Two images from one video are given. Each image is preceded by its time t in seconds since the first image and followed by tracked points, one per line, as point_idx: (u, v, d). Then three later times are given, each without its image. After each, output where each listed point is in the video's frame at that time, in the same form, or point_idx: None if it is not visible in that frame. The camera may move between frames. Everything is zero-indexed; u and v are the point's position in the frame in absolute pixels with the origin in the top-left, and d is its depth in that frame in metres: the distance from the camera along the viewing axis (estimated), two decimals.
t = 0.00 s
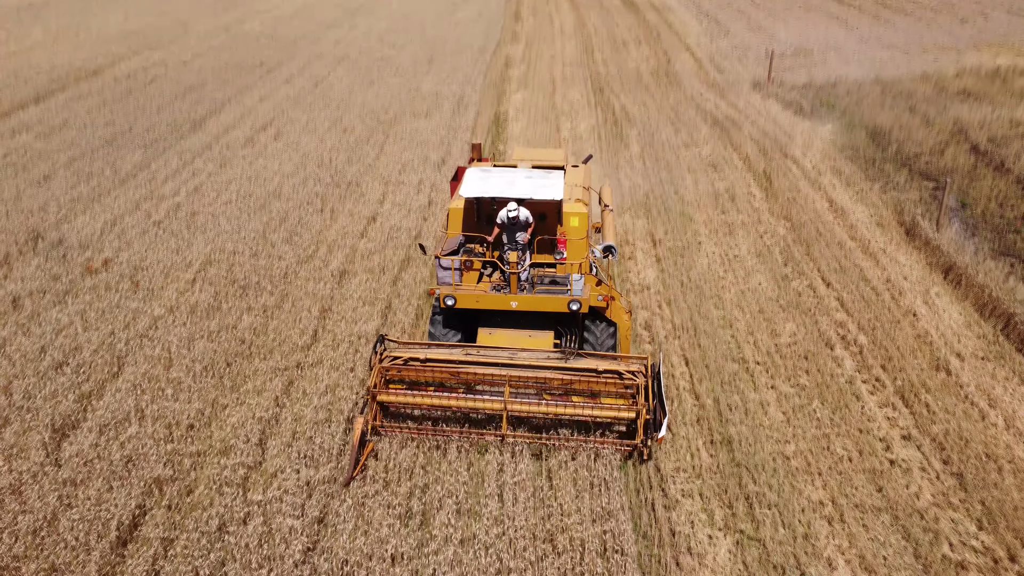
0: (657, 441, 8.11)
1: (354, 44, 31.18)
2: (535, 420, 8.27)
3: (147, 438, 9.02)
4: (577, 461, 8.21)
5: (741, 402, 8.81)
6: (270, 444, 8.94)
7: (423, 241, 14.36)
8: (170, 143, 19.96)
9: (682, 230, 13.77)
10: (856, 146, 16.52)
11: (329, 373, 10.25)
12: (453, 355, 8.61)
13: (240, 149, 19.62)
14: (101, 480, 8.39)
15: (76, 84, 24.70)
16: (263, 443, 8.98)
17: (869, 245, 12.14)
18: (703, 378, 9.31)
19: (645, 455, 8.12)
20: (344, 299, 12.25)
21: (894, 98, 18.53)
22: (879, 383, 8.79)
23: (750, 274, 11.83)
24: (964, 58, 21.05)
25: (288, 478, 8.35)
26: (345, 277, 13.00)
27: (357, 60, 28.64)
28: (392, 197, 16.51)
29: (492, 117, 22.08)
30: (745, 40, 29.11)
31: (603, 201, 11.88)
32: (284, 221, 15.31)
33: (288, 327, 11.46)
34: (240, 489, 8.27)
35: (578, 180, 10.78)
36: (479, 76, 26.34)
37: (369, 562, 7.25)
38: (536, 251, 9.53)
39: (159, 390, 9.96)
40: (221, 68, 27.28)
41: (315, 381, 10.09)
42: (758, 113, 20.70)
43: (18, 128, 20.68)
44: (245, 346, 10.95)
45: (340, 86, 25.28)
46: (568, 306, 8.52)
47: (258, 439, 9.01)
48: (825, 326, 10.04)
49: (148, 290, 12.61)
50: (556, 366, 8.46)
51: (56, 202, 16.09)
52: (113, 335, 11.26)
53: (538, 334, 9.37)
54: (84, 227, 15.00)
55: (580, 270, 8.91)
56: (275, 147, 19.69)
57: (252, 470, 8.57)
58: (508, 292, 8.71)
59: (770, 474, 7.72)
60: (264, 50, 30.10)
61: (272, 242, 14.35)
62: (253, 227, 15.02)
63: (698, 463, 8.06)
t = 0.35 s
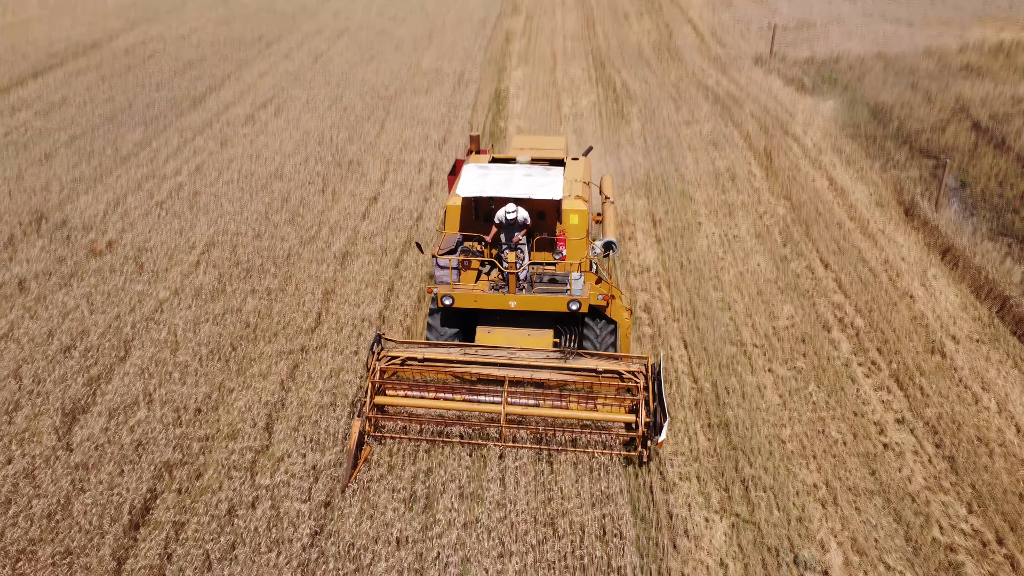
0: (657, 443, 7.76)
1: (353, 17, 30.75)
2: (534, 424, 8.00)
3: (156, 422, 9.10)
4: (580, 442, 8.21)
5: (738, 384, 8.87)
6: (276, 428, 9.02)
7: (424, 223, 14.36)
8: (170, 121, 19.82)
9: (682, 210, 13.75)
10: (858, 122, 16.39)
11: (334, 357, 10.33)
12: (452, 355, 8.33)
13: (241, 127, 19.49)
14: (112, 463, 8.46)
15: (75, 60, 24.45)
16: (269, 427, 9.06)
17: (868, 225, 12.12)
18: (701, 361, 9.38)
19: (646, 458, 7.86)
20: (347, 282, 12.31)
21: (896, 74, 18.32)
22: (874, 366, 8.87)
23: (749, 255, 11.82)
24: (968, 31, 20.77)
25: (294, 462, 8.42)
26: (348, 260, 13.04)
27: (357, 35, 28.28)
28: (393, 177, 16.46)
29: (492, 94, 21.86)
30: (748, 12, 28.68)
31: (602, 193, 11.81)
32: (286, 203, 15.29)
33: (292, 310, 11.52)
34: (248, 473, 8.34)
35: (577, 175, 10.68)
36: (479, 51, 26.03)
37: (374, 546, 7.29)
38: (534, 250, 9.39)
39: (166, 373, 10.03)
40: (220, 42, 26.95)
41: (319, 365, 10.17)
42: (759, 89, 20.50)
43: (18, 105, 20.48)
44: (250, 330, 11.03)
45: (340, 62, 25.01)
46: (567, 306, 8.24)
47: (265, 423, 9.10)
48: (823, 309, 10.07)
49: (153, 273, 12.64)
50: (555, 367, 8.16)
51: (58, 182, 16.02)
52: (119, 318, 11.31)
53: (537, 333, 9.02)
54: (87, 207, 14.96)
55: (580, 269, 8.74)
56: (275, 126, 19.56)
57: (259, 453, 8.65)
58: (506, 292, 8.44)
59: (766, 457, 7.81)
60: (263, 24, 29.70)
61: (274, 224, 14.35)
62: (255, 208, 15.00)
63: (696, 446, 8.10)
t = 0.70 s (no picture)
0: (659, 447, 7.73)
1: None
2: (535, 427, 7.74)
3: (166, 406, 9.07)
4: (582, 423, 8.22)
5: (737, 367, 8.92)
6: (283, 411, 9.03)
7: (427, 203, 14.29)
8: (171, 97, 19.56)
9: (683, 190, 13.68)
10: (860, 99, 16.24)
11: (339, 341, 10.35)
12: (451, 354, 8.03)
13: (242, 104, 19.26)
14: (123, 447, 8.42)
15: (72, 34, 24.06)
16: (277, 410, 9.06)
17: (868, 205, 12.09)
18: (700, 344, 9.41)
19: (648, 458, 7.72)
20: (351, 265, 12.24)
21: (899, 49, 18.09)
22: (871, 348, 8.93)
23: (749, 236, 11.78)
24: (972, 4, 20.50)
25: (302, 446, 8.43)
26: (351, 241, 12.96)
27: (357, 8, 27.82)
28: (395, 156, 16.33)
29: (493, 70, 21.58)
30: None
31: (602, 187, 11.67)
32: (289, 182, 15.17)
33: (296, 293, 11.49)
34: (256, 456, 8.35)
35: (578, 171, 10.40)
36: (480, 24, 25.63)
37: (381, 528, 7.30)
38: (534, 249, 9.10)
39: (174, 357, 9.99)
40: (218, 16, 26.52)
41: (325, 348, 10.18)
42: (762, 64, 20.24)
43: (17, 81, 20.16)
44: (256, 312, 11.00)
45: (339, 36, 24.64)
46: (567, 306, 7.98)
47: (272, 407, 9.08)
48: (822, 291, 10.08)
49: (159, 254, 12.56)
50: (556, 367, 7.84)
51: (60, 160, 15.84)
52: (126, 301, 11.25)
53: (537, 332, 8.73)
54: (91, 187, 14.81)
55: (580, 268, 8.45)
56: (276, 103, 19.35)
57: (267, 437, 8.65)
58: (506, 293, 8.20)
59: (763, 439, 7.88)
60: None
61: (277, 204, 14.26)
62: (258, 188, 14.88)
63: (694, 429, 8.15)
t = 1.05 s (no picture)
0: (657, 450, 7.44)
1: None
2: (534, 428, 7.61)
3: (174, 387, 9.11)
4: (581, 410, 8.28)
5: (734, 347, 8.99)
6: (290, 393, 9.14)
7: (429, 181, 14.22)
8: (171, 73, 19.29)
9: (683, 168, 13.62)
10: (861, 74, 16.11)
11: (344, 322, 10.39)
12: (450, 352, 7.84)
13: (242, 80, 19.04)
14: (134, 428, 8.48)
15: (70, 7, 23.66)
16: (283, 392, 9.16)
17: (868, 183, 12.06)
18: (698, 325, 9.46)
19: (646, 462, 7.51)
20: (353, 246, 12.17)
21: (900, 24, 17.91)
22: (866, 329, 9.00)
23: (748, 215, 11.74)
24: None
25: (308, 427, 8.52)
26: (353, 221, 12.88)
27: None
28: (396, 133, 16.19)
29: (493, 43, 21.29)
30: None
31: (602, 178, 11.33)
32: (291, 161, 15.05)
33: (301, 273, 11.48)
34: (264, 437, 8.45)
35: (578, 165, 10.00)
36: None
37: (387, 509, 7.40)
38: (533, 246, 8.79)
39: (182, 338, 9.97)
40: None
41: (330, 330, 10.23)
42: (764, 37, 19.98)
43: (15, 54, 19.79)
44: (261, 293, 10.99)
45: (339, 10, 24.28)
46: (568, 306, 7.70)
47: (278, 388, 9.18)
48: (819, 272, 10.10)
49: (165, 234, 12.45)
50: (556, 367, 7.67)
51: (62, 136, 15.63)
52: (132, 281, 11.17)
53: (536, 330, 8.44)
54: (93, 164, 14.60)
55: (580, 266, 8.13)
56: (276, 79, 19.13)
57: (274, 418, 8.76)
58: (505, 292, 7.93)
59: (759, 420, 7.97)
60: None
61: (280, 183, 14.16)
62: (260, 167, 14.76)
63: (692, 410, 8.22)
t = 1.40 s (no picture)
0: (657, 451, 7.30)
1: None
2: (532, 428, 7.46)
3: (181, 369, 9.18)
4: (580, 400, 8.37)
5: (731, 329, 9.06)
6: (296, 374, 9.17)
7: (430, 160, 14.15)
8: (171, 48, 19.12)
9: (683, 146, 13.54)
10: (863, 50, 15.98)
11: (347, 304, 10.42)
12: (450, 351, 7.79)
13: (243, 57, 18.86)
14: (145, 410, 8.56)
15: None
16: (289, 372, 9.21)
17: (867, 163, 12.03)
18: (695, 307, 9.50)
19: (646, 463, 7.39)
20: (356, 227, 12.16)
21: None
22: (862, 311, 9.06)
23: (747, 196, 11.70)
24: None
25: (314, 409, 8.59)
26: (356, 202, 12.85)
27: None
28: (397, 111, 16.04)
29: (494, 17, 21.01)
30: None
31: (602, 169, 10.63)
32: (293, 140, 14.97)
33: (304, 255, 11.48)
34: (271, 419, 8.53)
35: (578, 159, 9.37)
36: None
37: (392, 489, 7.48)
38: (533, 244, 8.42)
39: (188, 321, 10.04)
40: None
41: (334, 313, 10.25)
42: (767, 10, 19.72)
43: (14, 28, 19.59)
44: (265, 274, 11.02)
45: None
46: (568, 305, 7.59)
47: (284, 368, 9.24)
48: (816, 253, 10.12)
49: (168, 215, 12.46)
50: (555, 365, 7.62)
51: (63, 114, 15.54)
52: (138, 263, 11.22)
53: (536, 328, 8.38)
54: (96, 143, 14.55)
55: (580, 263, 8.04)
56: (276, 55, 18.95)
57: (281, 399, 8.84)
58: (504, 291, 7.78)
59: (755, 401, 8.07)
60: None
61: (282, 163, 14.12)
62: (262, 147, 14.69)
63: (689, 391, 8.30)
